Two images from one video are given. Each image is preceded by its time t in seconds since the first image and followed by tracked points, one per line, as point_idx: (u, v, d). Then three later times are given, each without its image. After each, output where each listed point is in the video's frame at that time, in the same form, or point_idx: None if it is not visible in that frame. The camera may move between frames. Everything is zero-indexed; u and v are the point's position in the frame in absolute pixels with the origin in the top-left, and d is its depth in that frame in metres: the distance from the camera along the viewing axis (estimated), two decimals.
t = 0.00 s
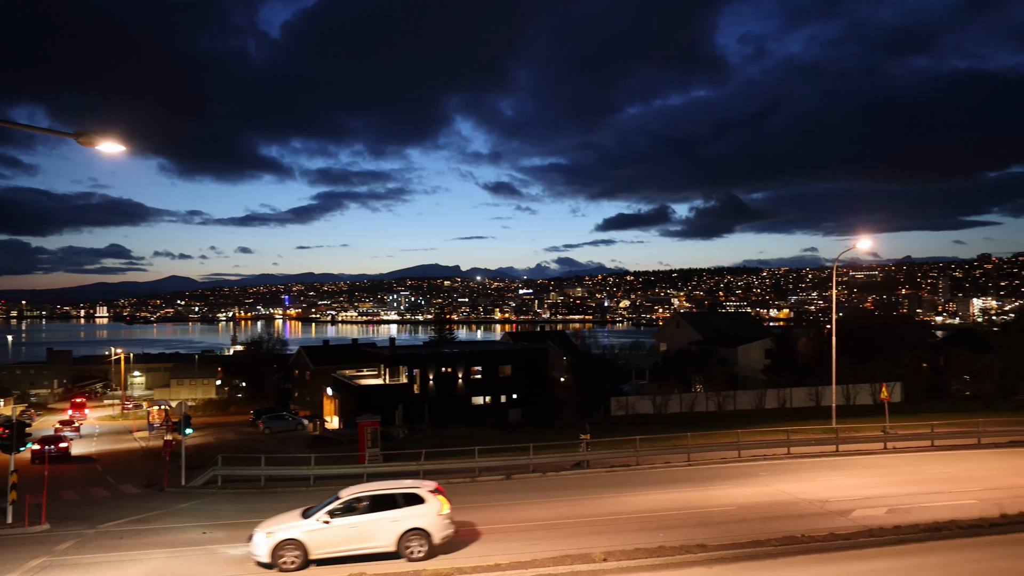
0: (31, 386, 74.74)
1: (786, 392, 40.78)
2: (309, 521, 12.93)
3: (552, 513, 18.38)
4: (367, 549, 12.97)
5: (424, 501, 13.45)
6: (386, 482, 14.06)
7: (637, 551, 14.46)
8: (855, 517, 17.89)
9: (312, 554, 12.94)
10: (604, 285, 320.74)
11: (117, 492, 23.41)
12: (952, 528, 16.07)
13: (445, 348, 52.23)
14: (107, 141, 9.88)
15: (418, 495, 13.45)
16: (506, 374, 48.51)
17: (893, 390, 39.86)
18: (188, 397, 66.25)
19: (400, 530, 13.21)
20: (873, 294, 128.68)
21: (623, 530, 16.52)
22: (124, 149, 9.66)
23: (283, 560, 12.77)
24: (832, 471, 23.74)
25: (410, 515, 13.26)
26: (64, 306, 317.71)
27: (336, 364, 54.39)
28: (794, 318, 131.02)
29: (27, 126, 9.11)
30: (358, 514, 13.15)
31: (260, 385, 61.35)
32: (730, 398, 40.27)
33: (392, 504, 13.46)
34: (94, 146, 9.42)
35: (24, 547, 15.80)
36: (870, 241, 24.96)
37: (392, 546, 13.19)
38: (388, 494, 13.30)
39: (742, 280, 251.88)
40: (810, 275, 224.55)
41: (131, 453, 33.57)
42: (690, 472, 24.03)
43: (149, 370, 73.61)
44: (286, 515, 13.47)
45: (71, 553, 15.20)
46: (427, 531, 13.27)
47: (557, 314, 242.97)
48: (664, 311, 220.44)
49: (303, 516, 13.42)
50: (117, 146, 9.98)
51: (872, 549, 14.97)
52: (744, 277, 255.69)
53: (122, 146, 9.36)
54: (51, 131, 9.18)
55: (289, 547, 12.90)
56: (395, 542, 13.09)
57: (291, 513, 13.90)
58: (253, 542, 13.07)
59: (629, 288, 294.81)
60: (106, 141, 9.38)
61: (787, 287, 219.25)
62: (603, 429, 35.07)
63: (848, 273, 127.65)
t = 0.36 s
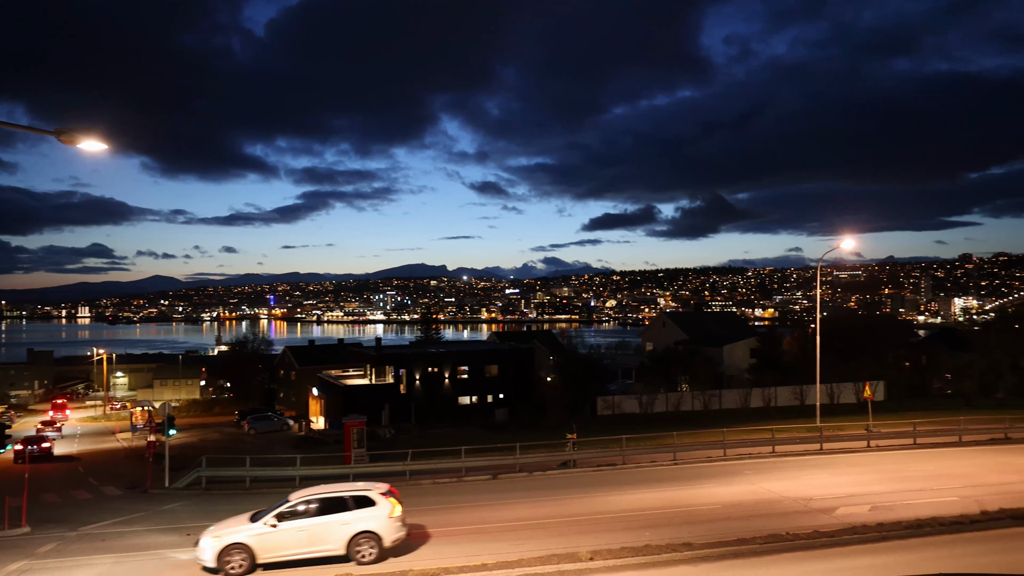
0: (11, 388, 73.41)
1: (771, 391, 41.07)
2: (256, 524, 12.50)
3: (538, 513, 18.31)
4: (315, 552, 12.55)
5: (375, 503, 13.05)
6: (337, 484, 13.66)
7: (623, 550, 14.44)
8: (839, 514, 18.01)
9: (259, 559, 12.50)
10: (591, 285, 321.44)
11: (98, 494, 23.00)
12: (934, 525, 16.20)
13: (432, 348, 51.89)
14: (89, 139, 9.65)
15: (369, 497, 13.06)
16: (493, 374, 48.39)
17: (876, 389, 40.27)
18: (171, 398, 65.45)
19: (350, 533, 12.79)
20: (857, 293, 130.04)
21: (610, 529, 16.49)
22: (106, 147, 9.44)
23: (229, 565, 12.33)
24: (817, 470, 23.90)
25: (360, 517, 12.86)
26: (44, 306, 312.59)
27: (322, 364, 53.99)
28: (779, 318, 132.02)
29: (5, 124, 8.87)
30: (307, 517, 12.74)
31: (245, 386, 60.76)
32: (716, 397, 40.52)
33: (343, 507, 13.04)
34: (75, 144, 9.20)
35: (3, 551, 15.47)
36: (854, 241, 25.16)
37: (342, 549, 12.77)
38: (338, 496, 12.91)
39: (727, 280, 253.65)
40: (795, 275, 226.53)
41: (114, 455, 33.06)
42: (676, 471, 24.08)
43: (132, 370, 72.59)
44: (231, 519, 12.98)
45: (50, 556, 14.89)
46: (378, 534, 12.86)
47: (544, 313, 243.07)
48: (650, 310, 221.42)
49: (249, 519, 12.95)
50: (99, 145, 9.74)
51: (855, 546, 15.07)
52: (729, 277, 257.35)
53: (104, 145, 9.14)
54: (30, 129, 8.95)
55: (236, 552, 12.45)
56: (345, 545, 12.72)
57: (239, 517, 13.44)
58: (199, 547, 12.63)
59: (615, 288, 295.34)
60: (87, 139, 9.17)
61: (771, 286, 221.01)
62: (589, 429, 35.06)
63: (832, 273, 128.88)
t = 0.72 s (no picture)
0: None
1: (756, 390, 41.37)
2: (205, 529, 12.05)
3: (524, 513, 18.26)
4: (266, 557, 12.17)
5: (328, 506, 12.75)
6: (290, 488, 13.32)
7: (610, 550, 14.43)
8: (823, 512, 18.13)
9: (208, 564, 12.05)
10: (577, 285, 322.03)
11: (80, 497, 22.60)
12: (916, 522, 16.35)
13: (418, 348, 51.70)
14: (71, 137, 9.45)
15: (322, 500, 12.75)
16: (479, 374, 48.28)
17: (859, 387, 40.70)
18: (155, 399, 64.62)
19: (303, 536, 12.46)
20: (841, 293, 131.30)
21: (596, 528, 16.48)
22: (88, 146, 9.24)
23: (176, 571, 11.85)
24: (800, 468, 24.09)
25: (313, 520, 12.52)
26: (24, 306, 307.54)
27: (307, 365, 53.61)
28: (764, 317, 132.93)
29: None
30: (259, 520, 12.35)
31: (229, 387, 60.16)
32: (701, 397, 40.77)
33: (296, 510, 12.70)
34: (57, 143, 8.99)
35: None
36: (839, 241, 25.35)
37: (294, 553, 12.42)
38: (291, 499, 12.58)
39: (713, 280, 255.35)
40: (780, 275, 228.44)
41: (96, 457, 32.54)
42: (663, 470, 24.14)
43: (114, 371, 71.54)
44: (180, 523, 12.52)
45: (28, 560, 14.60)
46: (330, 537, 12.55)
47: (531, 313, 243.10)
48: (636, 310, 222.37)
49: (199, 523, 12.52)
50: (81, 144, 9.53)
51: (839, 544, 15.17)
52: (714, 278, 258.86)
53: (87, 144, 8.95)
54: (10, 127, 8.74)
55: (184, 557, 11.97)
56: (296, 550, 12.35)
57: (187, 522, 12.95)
58: (146, 553, 12.12)
59: (602, 288, 295.83)
60: (70, 138, 8.97)
61: (757, 286, 222.71)
62: (576, 429, 35.08)
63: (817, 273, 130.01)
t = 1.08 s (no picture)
0: None
1: (742, 390, 41.62)
2: (158, 534, 11.76)
3: (512, 513, 18.20)
4: (220, 562, 11.91)
5: (284, 511, 12.56)
6: (247, 492, 13.10)
7: (597, 549, 14.39)
8: (808, 511, 18.24)
9: (160, 571, 11.74)
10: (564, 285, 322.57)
11: (62, 499, 22.18)
12: (899, 520, 16.48)
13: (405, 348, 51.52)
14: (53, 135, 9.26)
15: (278, 505, 12.57)
16: (467, 374, 48.14)
17: (844, 386, 41.14)
18: (138, 400, 63.70)
19: (258, 542, 12.24)
20: (825, 293, 132.68)
21: (583, 528, 16.45)
22: (71, 145, 9.07)
23: None
24: (786, 467, 24.24)
25: (268, 525, 12.31)
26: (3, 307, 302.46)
27: (293, 365, 53.18)
28: (750, 317, 133.90)
29: None
30: (214, 525, 12.10)
31: (214, 388, 59.46)
32: (688, 396, 40.97)
33: (252, 514, 12.48)
34: (38, 141, 8.78)
35: None
36: (823, 241, 25.51)
37: (249, 558, 12.19)
38: (245, 503, 12.39)
39: (699, 280, 256.91)
40: (765, 275, 230.30)
41: (77, 459, 31.98)
42: (649, 470, 24.17)
43: (97, 373, 70.47)
44: (132, 529, 12.20)
45: (6, 564, 14.29)
46: (286, 541, 12.35)
47: (517, 313, 243.08)
48: (623, 310, 223.08)
49: (151, 529, 12.21)
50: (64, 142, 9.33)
51: (824, 541, 15.25)
52: (700, 278, 260.42)
53: (70, 142, 8.75)
54: None
55: (136, 563, 11.65)
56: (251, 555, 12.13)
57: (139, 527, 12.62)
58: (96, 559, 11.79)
59: (588, 288, 296.72)
60: (52, 136, 8.78)
61: (742, 287, 224.57)
62: (563, 429, 35.10)
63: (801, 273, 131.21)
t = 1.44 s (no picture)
0: None
1: (728, 390, 41.84)
2: (110, 540, 11.47)
3: (498, 513, 18.11)
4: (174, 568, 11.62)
5: (242, 514, 12.26)
6: (206, 496, 12.83)
7: (583, 549, 14.34)
8: (793, 510, 18.31)
9: None
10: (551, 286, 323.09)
11: (42, 502, 21.76)
12: (882, 518, 16.58)
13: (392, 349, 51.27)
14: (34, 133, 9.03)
15: (236, 509, 12.27)
16: (453, 374, 47.96)
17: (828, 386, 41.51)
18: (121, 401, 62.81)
19: (214, 546, 11.94)
20: (809, 293, 134.00)
21: (570, 528, 16.39)
22: (53, 144, 8.85)
23: None
24: (771, 466, 24.36)
25: (225, 529, 12.01)
26: None
27: (279, 366, 52.71)
28: (736, 317, 134.87)
29: None
30: (169, 530, 11.81)
31: (198, 389, 58.75)
32: (674, 396, 41.11)
33: (208, 518, 12.18)
34: (19, 139, 8.55)
35: None
36: (807, 242, 25.67)
37: (205, 563, 11.89)
38: (202, 506, 12.10)
39: (685, 280, 258.44)
40: (751, 275, 232.06)
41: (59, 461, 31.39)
42: (636, 470, 24.18)
43: (79, 374, 69.41)
44: (85, 535, 11.90)
45: None
46: (244, 546, 12.05)
47: (504, 313, 243.10)
48: (610, 310, 223.85)
49: (104, 533, 11.91)
50: (45, 140, 9.10)
51: (809, 540, 15.32)
52: (686, 278, 261.92)
53: (52, 140, 8.55)
54: None
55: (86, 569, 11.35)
56: (208, 559, 11.87)
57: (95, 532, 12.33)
58: (48, 566, 11.50)
59: (575, 288, 297.49)
60: (33, 134, 8.57)
61: (728, 287, 226.22)
62: (551, 429, 35.08)
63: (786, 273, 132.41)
